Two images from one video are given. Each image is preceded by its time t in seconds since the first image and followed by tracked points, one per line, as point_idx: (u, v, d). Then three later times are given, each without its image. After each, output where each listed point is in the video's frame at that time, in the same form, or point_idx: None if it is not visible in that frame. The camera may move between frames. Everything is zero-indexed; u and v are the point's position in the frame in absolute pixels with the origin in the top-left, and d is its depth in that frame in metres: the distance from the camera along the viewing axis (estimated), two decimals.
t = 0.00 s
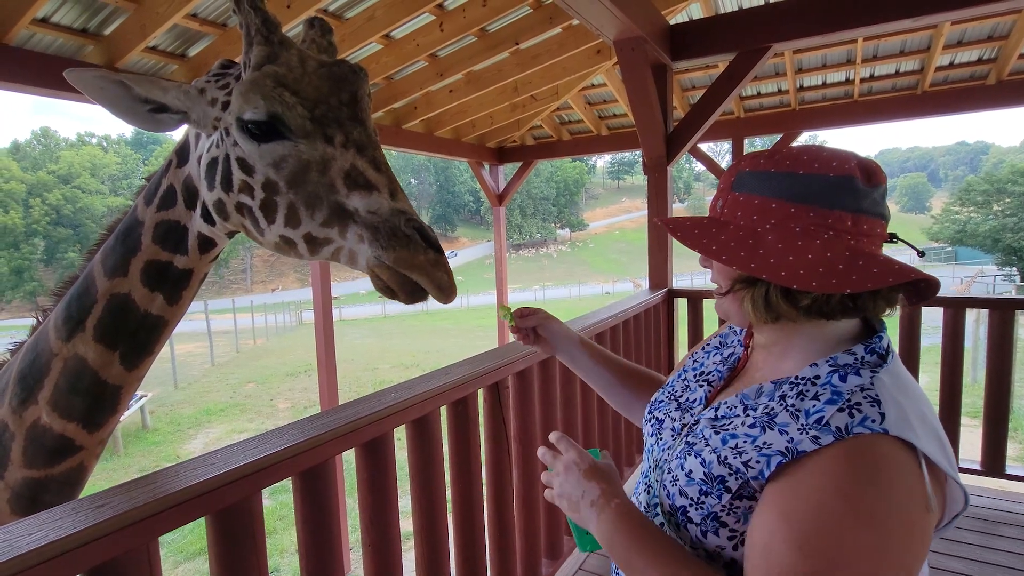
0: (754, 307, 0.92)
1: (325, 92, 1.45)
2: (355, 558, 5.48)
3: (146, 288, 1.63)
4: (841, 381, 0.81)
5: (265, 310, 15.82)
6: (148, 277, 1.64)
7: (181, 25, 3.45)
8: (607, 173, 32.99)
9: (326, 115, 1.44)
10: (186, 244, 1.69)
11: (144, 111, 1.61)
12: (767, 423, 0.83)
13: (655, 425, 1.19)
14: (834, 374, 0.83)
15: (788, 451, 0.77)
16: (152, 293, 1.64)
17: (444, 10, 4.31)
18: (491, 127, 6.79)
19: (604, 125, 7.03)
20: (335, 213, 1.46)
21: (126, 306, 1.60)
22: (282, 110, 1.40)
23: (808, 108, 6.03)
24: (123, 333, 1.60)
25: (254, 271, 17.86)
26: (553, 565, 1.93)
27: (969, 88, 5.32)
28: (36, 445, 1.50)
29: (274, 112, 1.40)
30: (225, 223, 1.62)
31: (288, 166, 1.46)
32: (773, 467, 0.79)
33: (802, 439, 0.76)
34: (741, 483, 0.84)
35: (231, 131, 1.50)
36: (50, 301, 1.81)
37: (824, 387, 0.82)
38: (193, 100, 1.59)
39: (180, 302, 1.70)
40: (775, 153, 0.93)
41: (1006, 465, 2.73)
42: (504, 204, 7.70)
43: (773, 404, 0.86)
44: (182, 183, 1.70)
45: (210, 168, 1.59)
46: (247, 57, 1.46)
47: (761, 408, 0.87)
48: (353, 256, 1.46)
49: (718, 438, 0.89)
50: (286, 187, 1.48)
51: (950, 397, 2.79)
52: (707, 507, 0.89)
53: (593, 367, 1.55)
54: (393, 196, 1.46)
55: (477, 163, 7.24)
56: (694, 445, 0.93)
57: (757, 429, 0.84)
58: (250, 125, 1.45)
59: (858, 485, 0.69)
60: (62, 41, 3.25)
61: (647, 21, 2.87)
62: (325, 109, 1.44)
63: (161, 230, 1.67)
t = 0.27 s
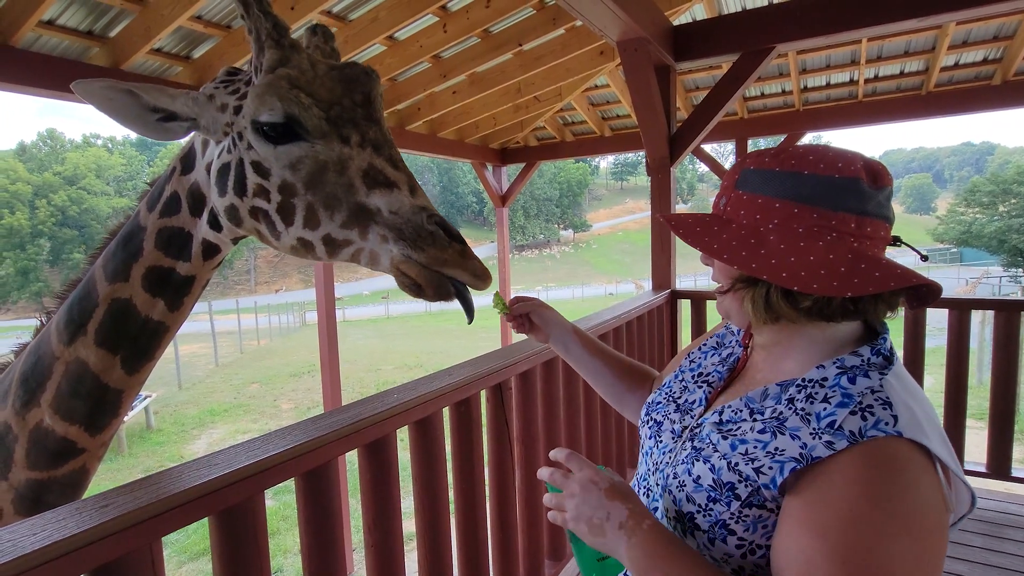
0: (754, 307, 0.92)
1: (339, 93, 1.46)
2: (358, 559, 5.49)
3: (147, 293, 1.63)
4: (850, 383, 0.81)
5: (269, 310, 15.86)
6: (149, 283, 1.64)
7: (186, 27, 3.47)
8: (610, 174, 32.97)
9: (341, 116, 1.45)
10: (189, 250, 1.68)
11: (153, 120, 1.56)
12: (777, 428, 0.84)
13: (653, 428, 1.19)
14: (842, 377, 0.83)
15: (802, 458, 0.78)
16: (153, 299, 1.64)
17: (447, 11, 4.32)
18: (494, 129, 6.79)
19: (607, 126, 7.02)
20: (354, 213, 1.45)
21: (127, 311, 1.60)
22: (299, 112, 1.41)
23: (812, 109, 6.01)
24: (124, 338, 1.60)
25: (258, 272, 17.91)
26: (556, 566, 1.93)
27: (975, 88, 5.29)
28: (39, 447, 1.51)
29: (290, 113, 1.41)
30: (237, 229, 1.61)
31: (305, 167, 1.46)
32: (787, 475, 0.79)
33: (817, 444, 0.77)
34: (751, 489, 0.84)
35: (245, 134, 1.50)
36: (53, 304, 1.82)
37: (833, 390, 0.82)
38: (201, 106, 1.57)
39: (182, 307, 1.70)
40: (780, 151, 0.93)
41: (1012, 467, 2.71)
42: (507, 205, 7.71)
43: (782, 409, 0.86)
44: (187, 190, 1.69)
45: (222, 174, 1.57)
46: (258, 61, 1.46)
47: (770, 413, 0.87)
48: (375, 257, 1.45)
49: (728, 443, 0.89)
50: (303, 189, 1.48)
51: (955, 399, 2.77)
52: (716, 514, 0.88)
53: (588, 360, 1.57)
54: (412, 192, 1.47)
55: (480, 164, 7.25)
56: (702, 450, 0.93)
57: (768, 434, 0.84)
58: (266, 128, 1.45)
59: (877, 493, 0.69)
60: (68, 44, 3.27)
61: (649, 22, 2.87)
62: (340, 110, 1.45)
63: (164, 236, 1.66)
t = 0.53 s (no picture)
0: (758, 304, 0.92)
1: (356, 105, 1.46)
2: (361, 560, 5.49)
3: (151, 299, 1.64)
4: (852, 377, 0.81)
5: (272, 311, 15.89)
6: (154, 290, 1.64)
7: (190, 29, 3.48)
8: (612, 175, 32.96)
9: (359, 128, 1.45)
10: (196, 259, 1.69)
11: (167, 131, 1.56)
12: (779, 422, 0.84)
13: (654, 426, 1.18)
14: (844, 371, 0.83)
15: (805, 451, 0.78)
16: (157, 305, 1.65)
17: (451, 13, 4.32)
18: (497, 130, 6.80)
19: (610, 127, 7.02)
20: (375, 225, 1.46)
21: (131, 316, 1.61)
22: (319, 126, 1.41)
23: (815, 110, 6.00)
24: (128, 343, 1.60)
25: (261, 273, 17.95)
26: (559, 567, 1.94)
27: (979, 89, 5.28)
28: (43, 450, 1.52)
29: (309, 127, 1.41)
30: (252, 240, 1.61)
31: (324, 179, 1.46)
32: (789, 468, 0.79)
33: (819, 436, 0.77)
34: (753, 480, 0.84)
35: (262, 147, 1.50)
36: (58, 307, 1.83)
37: (835, 383, 0.82)
38: (216, 117, 1.56)
39: (186, 315, 1.70)
40: (785, 150, 0.93)
41: (1017, 469, 2.69)
42: (509, 206, 7.71)
43: (784, 403, 0.86)
44: (195, 199, 1.68)
45: (236, 185, 1.57)
46: (275, 74, 1.45)
47: (772, 408, 0.87)
48: (395, 268, 1.46)
49: (730, 438, 0.89)
50: (322, 201, 1.48)
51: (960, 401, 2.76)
52: (718, 508, 0.88)
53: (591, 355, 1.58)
54: (432, 204, 1.48)
55: (483, 165, 7.26)
56: (704, 445, 0.93)
57: (770, 429, 0.84)
58: (284, 140, 1.45)
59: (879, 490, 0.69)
60: (73, 46, 3.28)
61: (653, 23, 2.87)
62: (358, 122, 1.45)
63: (169, 244, 1.66)
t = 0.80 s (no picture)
0: (759, 305, 0.93)
1: (370, 115, 1.48)
2: (362, 560, 5.51)
3: (157, 306, 1.64)
4: (848, 370, 0.82)
5: (274, 312, 15.94)
6: (161, 297, 1.64)
7: (193, 31, 3.49)
8: (614, 176, 32.94)
9: (374, 137, 1.47)
10: (205, 268, 1.68)
11: (180, 146, 1.50)
12: (777, 413, 0.84)
13: (660, 421, 1.19)
14: (841, 365, 0.83)
15: (800, 438, 0.78)
16: (164, 312, 1.65)
17: (453, 15, 4.33)
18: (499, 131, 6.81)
19: (611, 128, 7.03)
20: (394, 233, 1.47)
21: (136, 321, 1.61)
22: (336, 137, 1.42)
23: (817, 111, 6.00)
24: (133, 348, 1.61)
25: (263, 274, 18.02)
26: (560, 568, 1.93)
27: (981, 91, 5.27)
28: (48, 453, 1.53)
29: (327, 139, 1.42)
30: (270, 251, 1.60)
31: (342, 190, 1.47)
32: (785, 453, 0.79)
33: (814, 425, 0.77)
34: (751, 467, 0.85)
35: (278, 159, 1.50)
36: (62, 309, 1.83)
37: (832, 376, 0.83)
38: (231, 131, 1.55)
39: (191, 322, 1.70)
40: (785, 159, 0.94)
41: (1019, 471, 2.68)
42: (511, 207, 7.72)
43: (783, 395, 0.87)
44: (206, 211, 1.68)
45: (252, 198, 1.56)
46: (288, 85, 1.44)
47: (771, 399, 0.88)
48: (416, 274, 1.47)
49: (729, 427, 0.90)
50: (341, 211, 1.49)
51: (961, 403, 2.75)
52: (717, 494, 0.89)
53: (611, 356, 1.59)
54: (449, 210, 1.50)
55: (485, 167, 7.27)
56: (705, 434, 0.94)
57: (768, 419, 0.85)
58: (302, 152, 1.46)
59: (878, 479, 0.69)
60: (77, 48, 3.29)
61: (654, 25, 2.87)
62: (371, 131, 1.47)
63: (177, 253, 1.66)
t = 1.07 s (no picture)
0: (762, 296, 0.95)
1: (368, 119, 1.47)
2: (361, 560, 5.51)
3: (152, 301, 1.63)
4: (833, 348, 0.88)
5: (273, 312, 15.93)
6: (158, 291, 1.64)
7: (192, 30, 3.49)
8: (613, 176, 32.92)
9: (372, 141, 1.47)
10: (202, 261, 1.69)
11: (178, 142, 1.52)
12: (769, 384, 0.90)
13: (657, 406, 1.20)
14: (827, 344, 0.90)
15: (791, 404, 0.84)
16: (160, 307, 1.64)
17: (452, 15, 4.33)
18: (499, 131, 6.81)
19: (610, 127, 7.03)
20: (387, 237, 1.48)
21: (132, 317, 1.61)
22: (336, 142, 1.42)
23: (816, 111, 6.01)
24: (131, 345, 1.61)
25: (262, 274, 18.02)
26: (559, 568, 1.93)
27: (980, 90, 5.27)
28: (48, 451, 1.53)
29: (326, 144, 1.42)
30: (267, 248, 1.62)
31: (339, 193, 1.48)
32: (776, 418, 0.86)
33: (804, 393, 0.83)
34: (745, 432, 0.91)
35: (278, 160, 1.51)
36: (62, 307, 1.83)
37: (818, 352, 0.89)
38: (230, 129, 1.55)
39: (189, 317, 1.70)
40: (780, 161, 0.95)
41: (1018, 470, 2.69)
42: (510, 207, 7.73)
43: (774, 369, 0.93)
44: (202, 204, 1.67)
45: (249, 195, 1.57)
46: (287, 87, 1.44)
47: (763, 373, 0.94)
48: (405, 280, 1.49)
49: (725, 399, 0.96)
50: (338, 214, 1.50)
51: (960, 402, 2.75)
52: (713, 458, 0.95)
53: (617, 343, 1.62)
54: (443, 217, 1.52)
55: (484, 166, 7.27)
56: (703, 407, 0.99)
57: (761, 390, 0.91)
58: (302, 155, 1.46)
59: (866, 437, 0.76)
60: (76, 48, 3.29)
61: (653, 25, 2.87)
62: (370, 135, 1.47)
63: (173, 247, 1.66)
